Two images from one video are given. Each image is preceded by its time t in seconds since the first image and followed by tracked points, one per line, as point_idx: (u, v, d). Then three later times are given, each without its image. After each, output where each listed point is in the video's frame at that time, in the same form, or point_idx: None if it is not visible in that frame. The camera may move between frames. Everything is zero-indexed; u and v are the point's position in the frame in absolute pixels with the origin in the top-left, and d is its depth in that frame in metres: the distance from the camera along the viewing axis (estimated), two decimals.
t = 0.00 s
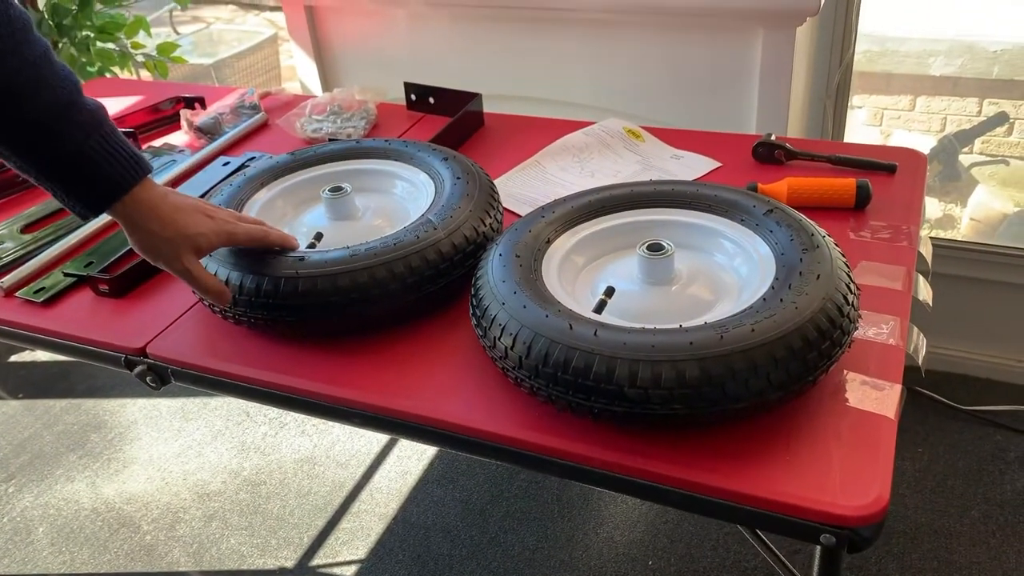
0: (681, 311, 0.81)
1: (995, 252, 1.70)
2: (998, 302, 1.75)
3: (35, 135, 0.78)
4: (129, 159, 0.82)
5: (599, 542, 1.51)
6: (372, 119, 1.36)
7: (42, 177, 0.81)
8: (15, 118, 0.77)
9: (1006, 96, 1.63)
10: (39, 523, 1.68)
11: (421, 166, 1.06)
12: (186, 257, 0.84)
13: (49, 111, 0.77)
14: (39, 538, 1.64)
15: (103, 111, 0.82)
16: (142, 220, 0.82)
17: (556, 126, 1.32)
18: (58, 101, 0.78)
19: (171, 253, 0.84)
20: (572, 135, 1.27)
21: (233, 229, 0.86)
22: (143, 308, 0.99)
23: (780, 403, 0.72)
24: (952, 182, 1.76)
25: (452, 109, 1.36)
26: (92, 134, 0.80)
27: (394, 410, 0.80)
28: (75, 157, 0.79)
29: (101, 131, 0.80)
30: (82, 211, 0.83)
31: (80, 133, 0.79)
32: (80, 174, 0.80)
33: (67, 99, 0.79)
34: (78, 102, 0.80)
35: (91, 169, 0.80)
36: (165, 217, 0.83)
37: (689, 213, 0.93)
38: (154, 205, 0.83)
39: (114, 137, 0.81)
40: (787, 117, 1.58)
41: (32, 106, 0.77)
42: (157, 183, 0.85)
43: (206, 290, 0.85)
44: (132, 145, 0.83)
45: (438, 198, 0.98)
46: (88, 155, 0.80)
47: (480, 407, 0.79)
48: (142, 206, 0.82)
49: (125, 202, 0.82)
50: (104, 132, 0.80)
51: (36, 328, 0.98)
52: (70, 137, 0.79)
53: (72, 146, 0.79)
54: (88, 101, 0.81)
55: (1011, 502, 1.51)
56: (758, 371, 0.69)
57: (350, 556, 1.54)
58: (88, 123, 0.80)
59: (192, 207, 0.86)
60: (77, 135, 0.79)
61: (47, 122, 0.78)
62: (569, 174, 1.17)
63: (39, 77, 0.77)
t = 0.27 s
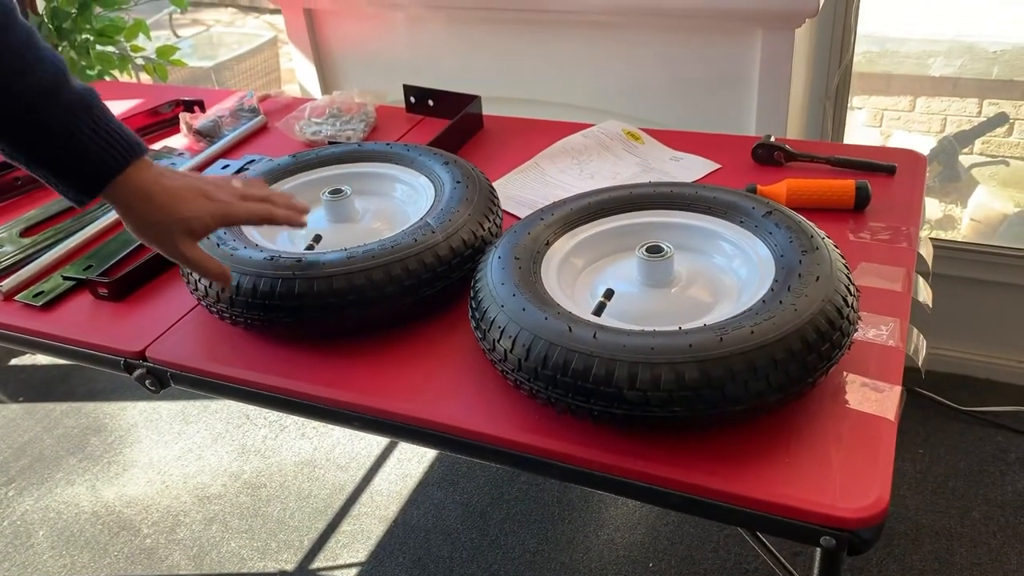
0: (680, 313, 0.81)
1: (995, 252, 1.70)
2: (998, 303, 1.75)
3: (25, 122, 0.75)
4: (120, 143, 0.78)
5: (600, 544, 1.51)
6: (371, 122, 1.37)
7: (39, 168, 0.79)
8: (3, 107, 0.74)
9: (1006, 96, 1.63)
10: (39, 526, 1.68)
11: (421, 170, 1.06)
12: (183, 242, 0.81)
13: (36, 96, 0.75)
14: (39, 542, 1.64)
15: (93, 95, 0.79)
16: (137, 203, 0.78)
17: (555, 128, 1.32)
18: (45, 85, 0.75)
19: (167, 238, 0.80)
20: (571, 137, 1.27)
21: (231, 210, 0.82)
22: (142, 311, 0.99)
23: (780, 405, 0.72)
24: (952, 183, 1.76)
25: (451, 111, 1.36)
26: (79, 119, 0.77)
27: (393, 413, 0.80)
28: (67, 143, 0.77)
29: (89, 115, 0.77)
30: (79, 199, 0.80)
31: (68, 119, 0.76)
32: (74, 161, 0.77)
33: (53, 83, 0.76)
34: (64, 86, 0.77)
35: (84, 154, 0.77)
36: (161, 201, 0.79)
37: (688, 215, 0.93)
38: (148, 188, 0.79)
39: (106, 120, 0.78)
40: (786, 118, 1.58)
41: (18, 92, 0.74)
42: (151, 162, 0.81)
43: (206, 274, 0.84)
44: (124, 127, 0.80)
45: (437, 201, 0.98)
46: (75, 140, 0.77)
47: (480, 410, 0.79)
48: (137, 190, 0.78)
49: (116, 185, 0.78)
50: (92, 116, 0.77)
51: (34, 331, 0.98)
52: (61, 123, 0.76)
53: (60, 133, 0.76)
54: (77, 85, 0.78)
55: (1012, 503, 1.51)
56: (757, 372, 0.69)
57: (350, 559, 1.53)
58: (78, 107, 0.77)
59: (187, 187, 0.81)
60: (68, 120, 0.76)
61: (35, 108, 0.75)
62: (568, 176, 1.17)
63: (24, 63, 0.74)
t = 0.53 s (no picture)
0: (680, 314, 0.81)
1: (996, 253, 1.70)
2: (1000, 303, 1.75)
3: None
4: (66, 136, 0.81)
5: (601, 545, 1.51)
6: (372, 124, 1.37)
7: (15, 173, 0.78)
8: None
9: (1006, 96, 1.63)
10: (41, 528, 1.68)
11: (421, 171, 1.06)
12: (91, 246, 0.76)
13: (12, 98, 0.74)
14: (40, 544, 1.65)
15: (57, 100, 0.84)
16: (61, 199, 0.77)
17: (555, 129, 1.32)
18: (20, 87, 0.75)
19: (79, 238, 0.76)
20: (571, 138, 1.28)
21: (183, 193, 0.78)
22: (144, 313, 0.99)
23: (780, 406, 0.72)
24: (953, 183, 1.76)
25: (452, 113, 1.36)
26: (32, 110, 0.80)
27: (394, 414, 0.80)
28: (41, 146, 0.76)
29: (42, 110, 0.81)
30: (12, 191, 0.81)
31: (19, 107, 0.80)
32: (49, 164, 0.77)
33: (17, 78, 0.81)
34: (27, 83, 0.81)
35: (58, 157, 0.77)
36: (80, 194, 0.77)
37: (688, 216, 0.93)
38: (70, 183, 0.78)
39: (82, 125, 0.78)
40: (787, 119, 1.58)
41: None
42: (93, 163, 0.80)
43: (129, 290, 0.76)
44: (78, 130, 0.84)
45: (438, 202, 0.98)
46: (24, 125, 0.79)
47: (480, 412, 0.79)
48: (62, 187, 0.78)
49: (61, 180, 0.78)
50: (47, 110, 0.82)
51: (36, 333, 0.98)
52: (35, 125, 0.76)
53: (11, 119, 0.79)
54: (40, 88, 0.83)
55: (1014, 504, 1.51)
56: (757, 373, 0.69)
57: (351, 561, 1.53)
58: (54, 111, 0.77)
59: (115, 185, 0.77)
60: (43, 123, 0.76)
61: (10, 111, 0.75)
62: (568, 177, 1.17)
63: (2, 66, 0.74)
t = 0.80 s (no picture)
0: (683, 315, 0.81)
1: (998, 253, 1.70)
2: (1002, 303, 1.75)
3: None
4: (92, 167, 0.82)
5: (604, 546, 1.51)
6: (374, 125, 1.37)
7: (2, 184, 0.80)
8: None
9: (1008, 97, 1.63)
10: (44, 530, 1.69)
11: (424, 172, 1.07)
12: (158, 264, 0.84)
13: (12, 115, 0.77)
14: (44, 546, 1.65)
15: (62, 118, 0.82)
16: (113, 227, 0.83)
17: (557, 131, 1.32)
18: (20, 104, 0.77)
19: (143, 260, 0.84)
20: (573, 139, 1.28)
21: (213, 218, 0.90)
22: (147, 315, 0.99)
23: (783, 407, 0.72)
24: (955, 183, 1.76)
25: (454, 114, 1.36)
26: (53, 143, 0.80)
27: (397, 416, 0.80)
28: (38, 163, 0.79)
29: (62, 141, 0.80)
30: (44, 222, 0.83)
31: (42, 143, 0.79)
32: (44, 180, 0.80)
33: (28, 106, 0.78)
34: (36, 109, 0.79)
35: (55, 174, 0.80)
36: (132, 222, 0.84)
37: (691, 217, 0.93)
38: (119, 212, 0.83)
39: (76, 143, 0.82)
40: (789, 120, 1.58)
41: None
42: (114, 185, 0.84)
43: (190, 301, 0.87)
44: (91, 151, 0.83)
45: (441, 203, 0.98)
46: (50, 162, 0.79)
47: (483, 413, 0.79)
48: (108, 215, 0.83)
49: (91, 210, 0.82)
50: (67, 139, 0.81)
51: (39, 336, 0.98)
52: (34, 142, 0.78)
53: (38, 155, 0.79)
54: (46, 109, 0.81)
55: (1017, 504, 1.51)
56: (760, 374, 0.69)
57: (354, 562, 1.53)
58: (50, 128, 0.80)
59: (159, 212, 0.86)
60: (41, 140, 0.79)
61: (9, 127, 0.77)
62: (570, 178, 1.18)
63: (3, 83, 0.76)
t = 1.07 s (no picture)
0: (685, 317, 0.81)
1: (1000, 254, 1.69)
2: (1005, 304, 1.75)
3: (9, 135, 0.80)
4: (104, 159, 0.84)
5: (606, 548, 1.50)
6: (375, 128, 1.37)
7: (18, 177, 0.83)
8: None
9: (1010, 97, 1.63)
10: (46, 533, 1.69)
11: (425, 175, 1.07)
12: (168, 252, 0.85)
13: (23, 111, 0.80)
14: (46, 549, 1.65)
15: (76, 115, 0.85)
16: (125, 215, 0.84)
17: (558, 133, 1.32)
18: (32, 98, 0.80)
19: (154, 247, 0.85)
20: (574, 141, 1.28)
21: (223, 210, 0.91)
22: (149, 318, 1.00)
23: (785, 409, 0.72)
24: (957, 184, 1.76)
25: (455, 116, 1.36)
26: (67, 136, 0.82)
27: (399, 418, 0.80)
28: (50, 157, 0.82)
29: (76, 134, 0.83)
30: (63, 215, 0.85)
31: (56, 137, 0.82)
32: (56, 173, 0.82)
33: (41, 103, 0.81)
34: (49, 105, 0.82)
35: (67, 167, 0.82)
36: (144, 210, 0.85)
37: (692, 218, 0.93)
38: (132, 200, 0.84)
39: (89, 137, 0.84)
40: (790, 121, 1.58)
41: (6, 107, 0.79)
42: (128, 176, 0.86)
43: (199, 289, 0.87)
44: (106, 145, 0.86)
45: (442, 205, 0.98)
46: (64, 155, 0.82)
47: (485, 416, 0.79)
48: (122, 203, 0.84)
49: (104, 200, 0.84)
50: (79, 133, 0.83)
51: (41, 339, 0.98)
52: (46, 137, 0.81)
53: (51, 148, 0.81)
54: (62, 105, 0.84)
55: (1020, 506, 1.50)
56: (762, 376, 0.69)
57: (356, 565, 1.53)
58: (62, 123, 0.82)
59: (170, 202, 0.87)
60: (52, 135, 0.81)
61: (21, 123, 0.80)
62: (572, 180, 1.17)
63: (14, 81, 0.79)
